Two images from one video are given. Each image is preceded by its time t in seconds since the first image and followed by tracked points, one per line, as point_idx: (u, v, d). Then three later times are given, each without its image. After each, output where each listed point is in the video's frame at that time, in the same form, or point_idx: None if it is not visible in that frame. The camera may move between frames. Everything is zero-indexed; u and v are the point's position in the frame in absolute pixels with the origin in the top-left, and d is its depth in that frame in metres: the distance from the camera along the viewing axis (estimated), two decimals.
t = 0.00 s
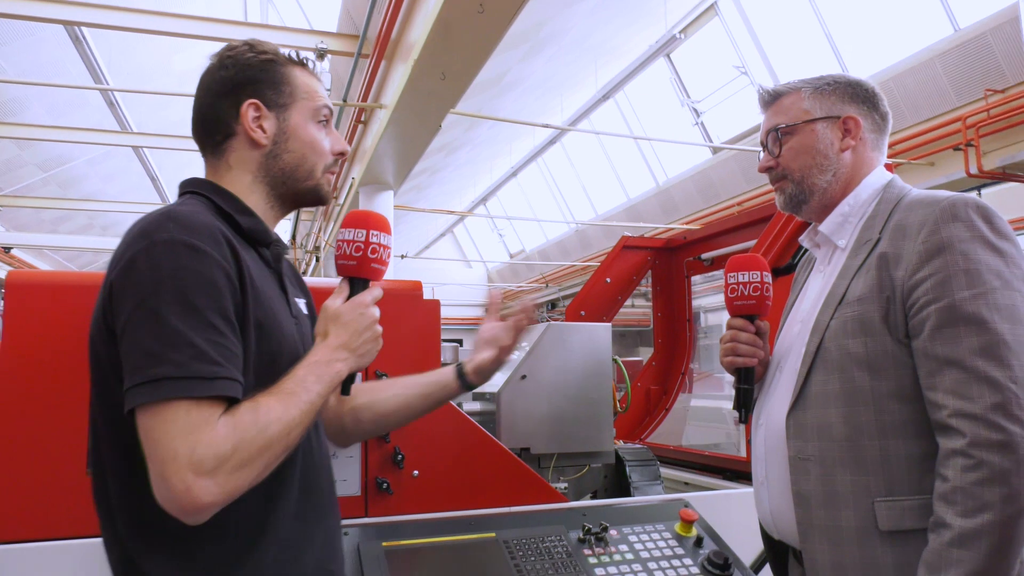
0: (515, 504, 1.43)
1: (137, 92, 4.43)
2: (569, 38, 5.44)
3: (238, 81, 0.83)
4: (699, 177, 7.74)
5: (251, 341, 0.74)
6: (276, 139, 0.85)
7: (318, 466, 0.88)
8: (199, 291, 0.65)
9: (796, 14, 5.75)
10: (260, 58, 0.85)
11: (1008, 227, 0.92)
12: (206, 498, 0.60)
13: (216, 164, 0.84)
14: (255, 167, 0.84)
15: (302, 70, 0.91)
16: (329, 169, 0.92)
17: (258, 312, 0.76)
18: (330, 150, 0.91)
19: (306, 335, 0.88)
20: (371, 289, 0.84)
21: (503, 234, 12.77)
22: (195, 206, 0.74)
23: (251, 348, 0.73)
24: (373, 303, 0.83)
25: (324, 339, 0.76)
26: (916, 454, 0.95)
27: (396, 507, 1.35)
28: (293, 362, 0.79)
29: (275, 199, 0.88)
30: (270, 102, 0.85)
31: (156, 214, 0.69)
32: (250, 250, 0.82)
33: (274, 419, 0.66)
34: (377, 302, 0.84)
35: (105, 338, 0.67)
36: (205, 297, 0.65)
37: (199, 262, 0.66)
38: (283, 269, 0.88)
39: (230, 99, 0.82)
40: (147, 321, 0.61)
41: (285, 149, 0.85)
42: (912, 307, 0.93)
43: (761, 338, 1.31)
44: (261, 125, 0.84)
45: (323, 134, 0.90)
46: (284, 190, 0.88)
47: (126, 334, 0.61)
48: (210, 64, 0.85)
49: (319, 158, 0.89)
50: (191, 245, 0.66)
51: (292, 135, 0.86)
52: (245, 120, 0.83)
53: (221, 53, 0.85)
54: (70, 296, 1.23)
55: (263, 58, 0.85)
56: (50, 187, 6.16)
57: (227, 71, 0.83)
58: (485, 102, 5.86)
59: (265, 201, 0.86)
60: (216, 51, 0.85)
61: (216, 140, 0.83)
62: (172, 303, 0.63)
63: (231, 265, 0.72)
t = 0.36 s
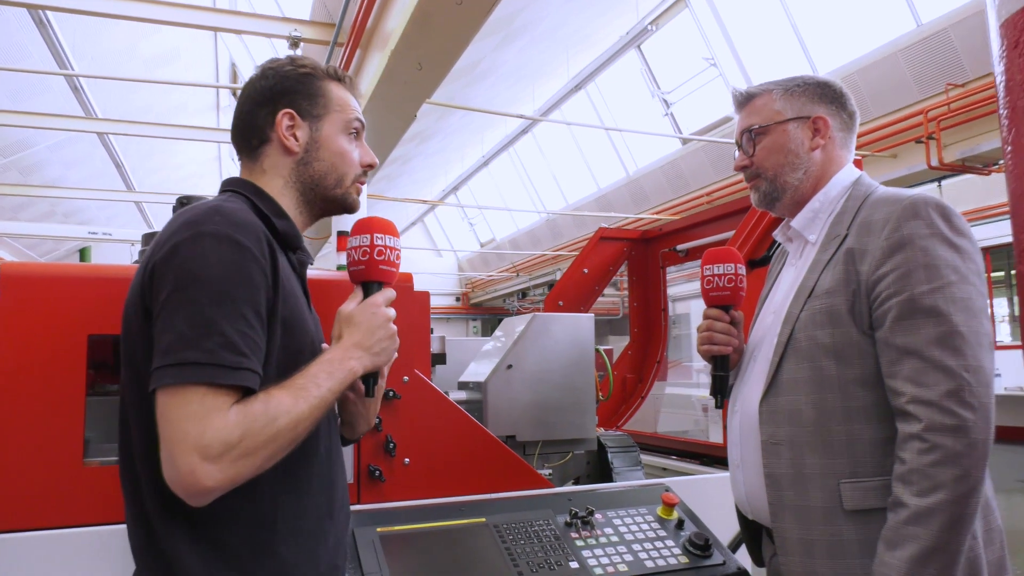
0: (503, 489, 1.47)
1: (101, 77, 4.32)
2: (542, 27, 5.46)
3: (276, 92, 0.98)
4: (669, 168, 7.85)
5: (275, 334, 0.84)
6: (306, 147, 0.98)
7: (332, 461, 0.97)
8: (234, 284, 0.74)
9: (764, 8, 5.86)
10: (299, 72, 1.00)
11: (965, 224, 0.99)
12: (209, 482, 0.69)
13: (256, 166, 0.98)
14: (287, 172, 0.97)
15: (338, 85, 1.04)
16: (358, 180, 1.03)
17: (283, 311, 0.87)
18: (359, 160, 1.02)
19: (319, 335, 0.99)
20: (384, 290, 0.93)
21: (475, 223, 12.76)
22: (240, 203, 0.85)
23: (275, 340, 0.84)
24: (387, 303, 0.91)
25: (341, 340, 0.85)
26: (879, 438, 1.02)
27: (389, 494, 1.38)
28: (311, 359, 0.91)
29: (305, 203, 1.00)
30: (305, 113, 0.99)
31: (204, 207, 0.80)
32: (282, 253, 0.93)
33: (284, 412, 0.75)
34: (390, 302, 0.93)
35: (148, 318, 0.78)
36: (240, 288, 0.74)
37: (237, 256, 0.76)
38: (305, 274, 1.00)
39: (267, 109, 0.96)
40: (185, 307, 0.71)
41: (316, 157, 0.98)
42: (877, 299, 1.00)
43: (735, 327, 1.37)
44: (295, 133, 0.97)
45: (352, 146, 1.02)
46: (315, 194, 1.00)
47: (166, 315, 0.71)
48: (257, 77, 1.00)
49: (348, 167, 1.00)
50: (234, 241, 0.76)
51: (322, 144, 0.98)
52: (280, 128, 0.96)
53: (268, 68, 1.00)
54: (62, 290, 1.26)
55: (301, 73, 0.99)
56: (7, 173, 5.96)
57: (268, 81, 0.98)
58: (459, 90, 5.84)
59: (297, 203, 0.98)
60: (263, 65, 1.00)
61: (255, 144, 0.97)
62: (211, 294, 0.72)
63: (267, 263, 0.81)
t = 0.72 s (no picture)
0: (507, 485, 1.51)
1: (116, 78, 4.41)
2: (551, 29, 5.49)
3: (302, 105, 1.05)
4: (678, 167, 7.86)
5: (298, 325, 0.92)
6: (326, 158, 1.05)
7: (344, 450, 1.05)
8: (266, 277, 0.82)
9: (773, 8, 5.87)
10: (324, 89, 1.08)
11: (955, 234, 1.02)
12: (248, 458, 0.76)
13: (275, 174, 1.04)
14: (306, 180, 1.04)
15: (359, 103, 1.12)
16: (371, 194, 1.11)
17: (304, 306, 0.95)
18: (374, 176, 1.10)
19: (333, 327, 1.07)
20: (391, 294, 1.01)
21: (484, 222, 12.81)
22: (264, 203, 0.92)
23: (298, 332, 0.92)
24: (393, 307, 0.99)
25: (353, 337, 0.93)
26: (870, 439, 1.06)
27: (395, 488, 1.42)
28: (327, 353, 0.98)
29: (321, 211, 1.06)
30: (326, 128, 1.06)
31: (233, 206, 0.87)
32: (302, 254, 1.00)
33: (311, 398, 0.82)
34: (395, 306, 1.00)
35: (180, 306, 0.85)
36: (269, 282, 0.82)
37: (268, 252, 0.83)
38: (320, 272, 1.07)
39: (291, 122, 1.03)
40: (222, 297, 0.78)
41: (333, 169, 1.05)
42: (868, 307, 1.03)
43: (734, 330, 1.40)
44: (315, 144, 1.04)
45: (368, 161, 1.09)
46: (331, 205, 1.06)
47: (204, 304, 0.78)
48: (282, 92, 1.08)
49: (363, 181, 1.08)
50: (265, 237, 0.84)
51: (341, 157, 1.06)
52: (303, 139, 1.03)
53: (295, 84, 1.08)
54: (83, 289, 1.31)
55: (326, 91, 1.08)
56: (25, 171, 6.08)
57: (295, 96, 1.06)
58: (467, 91, 5.89)
59: (313, 212, 1.05)
60: (289, 82, 1.08)
61: (277, 153, 1.04)
62: (245, 285, 0.79)
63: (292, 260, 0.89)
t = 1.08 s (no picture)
0: (519, 455, 1.58)
1: (148, 59, 4.50)
2: (577, 7, 5.45)
3: (342, 93, 1.11)
4: (705, 146, 7.78)
5: (318, 303, 0.99)
6: (360, 146, 1.12)
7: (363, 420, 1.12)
8: (286, 261, 0.89)
9: None
10: (364, 80, 1.14)
11: (955, 217, 1.05)
12: (271, 427, 0.84)
13: (308, 155, 1.11)
14: (337, 165, 1.11)
15: (393, 97, 1.19)
16: (393, 183, 1.18)
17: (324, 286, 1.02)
18: (399, 168, 1.18)
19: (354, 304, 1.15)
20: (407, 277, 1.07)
21: (509, 201, 12.84)
22: (286, 189, 0.99)
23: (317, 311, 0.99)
24: (409, 289, 1.06)
25: (370, 317, 1.00)
26: (868, 411, 1.10)
27: (413, 455, 1.50)
28: (347, 328, 1.06)
29: (347, 195, 1.14)
30: (363, 117, 1.12)
31: (256, 193, 0.94)
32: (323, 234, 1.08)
33: (329, 373, 0.89)
34: (412, 288, 1.07)
35: (209, 285, 0.93)
36: (288, 265, 0.89)
37: (287, 237, 0.90)
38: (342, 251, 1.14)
39: (331, 107, 1.09)
40: (245, 280, 0.85)
41: (365, 157, 1.12)
42: (869, 285, 1.06)
43: (734, 303, 1.47)
44: (351, 131, 1.11)
45: (396, 153, 1.17)
46: (356, 189, 1.13)
47: (230, 286, 0.86)
48: (325, 77, 1.13)
49: (389, 172, 1.15)
50: (285, 224, 0.91)
51: (373, 146, 1.13)
52: (340, 125, 1.10)
53: (337, 71, 1.14)
54: (124, 267, 1.40)
55: (367, 82, 1.15)
56: (63, 150, 6.28)
57: (337, 83, 1.12)
58: (493, 71, 5.91)
59: (339, 196, 1.12)
60: (332, 67, 1.14)
61: (312, 135, 1.11)
62: (266, 270, 0.87)
63: (311, 244, 0.96)
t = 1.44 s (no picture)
0: (506, 454, 1.61)
1: (144, 59, 4.52)
2: (571, 10, 5.49)
3: (345, 105, 1.15)
4: (698, 149, 7.85)
5: (310, 305, 1.02)
6: (358, 156, 1.15)
7: (355, 418, 1.15)
8: (278, 265, 0.92)
9: None
10: (367, 93, 1.18)
11: (930, 225, 1.08)
12: (261, 424, 0.87)
13: (307, 163, 1.14)
14: (335, 173, 1.14)
15: (394, 112, 1.23)
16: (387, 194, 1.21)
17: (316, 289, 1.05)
18: (394, 181, 1.21)
19: (346, 307, 1.17)
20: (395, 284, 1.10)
21: (504, 202, 12.87)
22: (280, 195, 1.02)
23: (308, 313, 1.02)
24: (397, 297, 1.08)
25: (359, 322, 1.03)
26: (836, 409, 1.13)
27: (401, 454, 1.53)
28: (339, 330, 1.09)
29: (342, 203, 1.17)
30: (364, 131, 1.16)
31: (250, 198, 0.97)
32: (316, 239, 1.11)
33: (318, 374, 0.92)
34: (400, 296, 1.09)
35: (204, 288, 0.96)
36: (280, 269, 0.92)
37: (279, 242, 0.93)
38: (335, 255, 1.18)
39: (334, 118, 1.13)
40: (238, 282, 0.88)
41: (361, 169, 1.15)
42: (844, 287, 1.10)
43: (717, 299, 1.51)
44: (351, 142, 1.14)
45: (392, 166, 1.20)
46: (351, 199, 1.16)
47: (223, 288, 0.89)
48: (328, 89, 1.17)
49: (384, 183, 1.18)
50: (277, 228, 0.94)
51: (371, 157, 1.16)
52: (340, 136, 1.13)
53: (341, 83, 1.18)
54: (120, 268, 1.43)
55: (371, 97, 1.18)
56: (57, 150, 6.29)
57: (340, 96, 1.16)
58: (488, 72, 5.94)
59: (333, 204, 1.15)
60: (336, 79, 1.17)
61: (313, 143, 1.14)
62: (259, 273, 0.89)
63: (303, 248, 0.99)
